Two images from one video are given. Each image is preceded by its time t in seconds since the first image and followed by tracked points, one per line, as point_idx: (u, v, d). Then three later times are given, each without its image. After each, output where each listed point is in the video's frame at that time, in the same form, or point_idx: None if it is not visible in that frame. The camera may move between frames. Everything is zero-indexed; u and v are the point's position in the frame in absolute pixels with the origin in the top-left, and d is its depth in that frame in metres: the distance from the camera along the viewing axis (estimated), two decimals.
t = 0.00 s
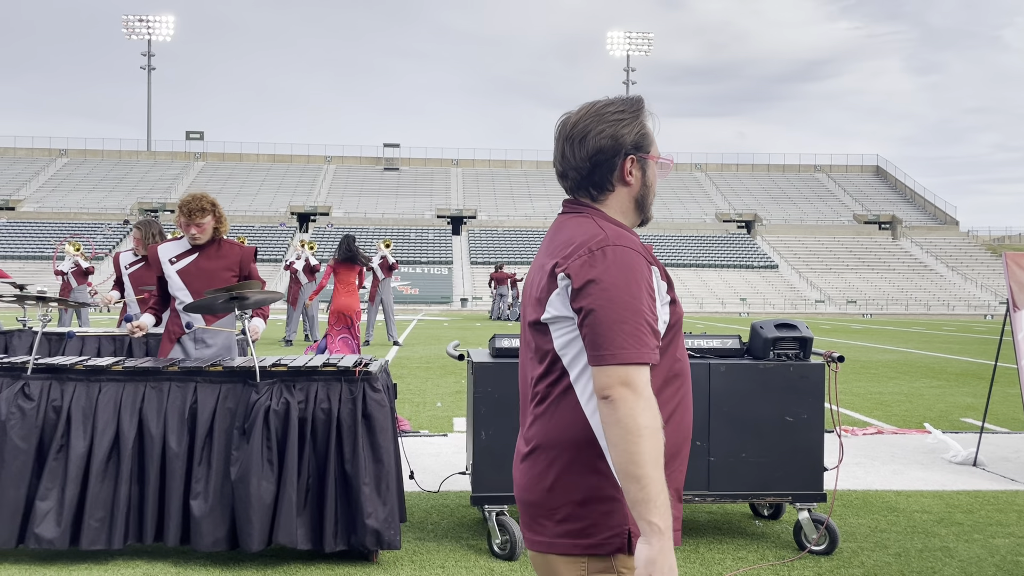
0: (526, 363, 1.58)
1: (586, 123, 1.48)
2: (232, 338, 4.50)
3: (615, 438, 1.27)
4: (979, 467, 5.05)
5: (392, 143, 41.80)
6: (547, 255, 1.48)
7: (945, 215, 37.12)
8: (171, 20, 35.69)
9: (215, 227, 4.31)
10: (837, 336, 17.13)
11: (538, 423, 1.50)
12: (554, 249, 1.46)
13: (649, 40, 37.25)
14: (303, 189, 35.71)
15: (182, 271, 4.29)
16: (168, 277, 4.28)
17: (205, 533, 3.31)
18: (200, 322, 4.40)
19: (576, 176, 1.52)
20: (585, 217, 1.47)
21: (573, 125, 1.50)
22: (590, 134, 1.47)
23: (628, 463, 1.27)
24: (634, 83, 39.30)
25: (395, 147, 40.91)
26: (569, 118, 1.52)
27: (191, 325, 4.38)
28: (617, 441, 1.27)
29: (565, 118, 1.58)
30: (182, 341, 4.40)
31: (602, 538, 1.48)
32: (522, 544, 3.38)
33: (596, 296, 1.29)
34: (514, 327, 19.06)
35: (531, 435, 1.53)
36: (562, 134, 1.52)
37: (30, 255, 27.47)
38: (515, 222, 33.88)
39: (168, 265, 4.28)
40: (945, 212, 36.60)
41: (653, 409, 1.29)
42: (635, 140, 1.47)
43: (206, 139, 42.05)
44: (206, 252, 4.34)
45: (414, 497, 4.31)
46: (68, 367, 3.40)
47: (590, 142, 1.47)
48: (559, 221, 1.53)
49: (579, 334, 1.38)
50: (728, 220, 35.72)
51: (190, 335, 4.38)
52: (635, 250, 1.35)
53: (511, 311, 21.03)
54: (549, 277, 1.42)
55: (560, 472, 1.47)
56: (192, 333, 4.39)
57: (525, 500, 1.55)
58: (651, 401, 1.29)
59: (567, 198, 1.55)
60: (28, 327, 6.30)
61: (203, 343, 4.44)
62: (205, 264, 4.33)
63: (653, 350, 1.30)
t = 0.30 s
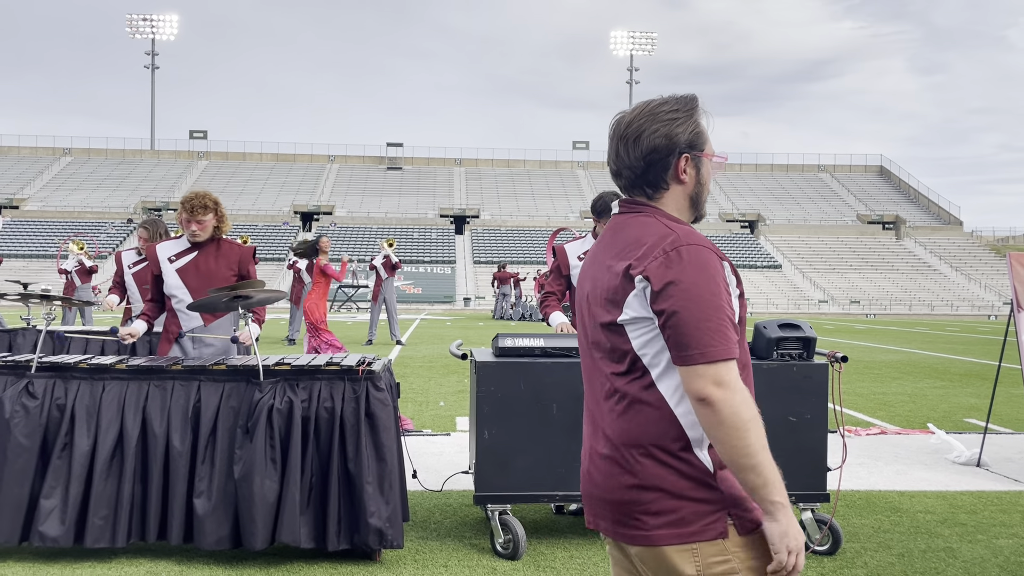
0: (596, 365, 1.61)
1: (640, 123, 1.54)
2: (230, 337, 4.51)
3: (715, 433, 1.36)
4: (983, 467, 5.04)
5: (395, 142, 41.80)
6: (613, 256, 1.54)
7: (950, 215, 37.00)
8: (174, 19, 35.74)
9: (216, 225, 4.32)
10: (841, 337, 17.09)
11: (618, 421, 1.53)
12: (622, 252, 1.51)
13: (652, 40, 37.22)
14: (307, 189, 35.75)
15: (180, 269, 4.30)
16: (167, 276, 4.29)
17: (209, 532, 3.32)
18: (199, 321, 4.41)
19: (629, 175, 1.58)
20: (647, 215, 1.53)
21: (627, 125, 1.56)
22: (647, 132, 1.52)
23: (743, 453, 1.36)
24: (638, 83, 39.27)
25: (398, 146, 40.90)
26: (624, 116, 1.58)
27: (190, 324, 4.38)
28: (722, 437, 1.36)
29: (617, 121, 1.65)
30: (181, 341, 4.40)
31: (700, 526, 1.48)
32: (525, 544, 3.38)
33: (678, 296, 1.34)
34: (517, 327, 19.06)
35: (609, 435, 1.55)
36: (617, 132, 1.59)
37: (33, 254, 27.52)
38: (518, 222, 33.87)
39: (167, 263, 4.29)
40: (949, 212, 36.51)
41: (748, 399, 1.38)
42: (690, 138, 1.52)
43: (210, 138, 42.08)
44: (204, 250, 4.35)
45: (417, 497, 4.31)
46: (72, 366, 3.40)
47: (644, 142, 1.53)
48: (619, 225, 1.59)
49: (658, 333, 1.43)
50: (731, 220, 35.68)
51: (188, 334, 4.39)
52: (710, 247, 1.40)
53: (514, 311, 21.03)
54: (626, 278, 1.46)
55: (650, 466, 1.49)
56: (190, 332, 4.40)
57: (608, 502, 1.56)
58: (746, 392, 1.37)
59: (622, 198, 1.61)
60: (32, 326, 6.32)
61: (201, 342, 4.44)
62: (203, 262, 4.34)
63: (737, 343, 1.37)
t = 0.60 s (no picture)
0: (693, 376, 1.54)
1: (731, 127, 1.54)
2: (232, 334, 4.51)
3: (849, 452, 1.37)
4: (987, 467, 5.03)
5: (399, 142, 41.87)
6: (725, 261, 1.48)
7: (954, 216, 36.95)
8: (178, 18, 35.84)
9: (213, 221, 4.31)
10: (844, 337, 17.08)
11: (732, 434, 1.47)
12: (737, 259, 1.47)
13: (655, 40, 37.25)
14: (310, 188, 35.79)
15: (184, 267, 4.31)
16: (170, 273, 4.30)
17: (212, 531, 3.32)
18: (203, 318, 4.41)
19: (721, 181, 1.57)
20: (750, 222, 1.51)
21: (714, 131, 1.56)
22: (739, 136, 1.53)
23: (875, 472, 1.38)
24: (641, 82, 39.22)
25: (401, 146, 40.97)
26: (710, 121, 1.59)
27: (194, 321, 4.39)
28: (859, 453, 1.37)
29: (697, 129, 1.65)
30: (185, 338, 4.42)
31: (816, 539, 1.47)
32: (528, 544, 3.38)
33: (824, 311, 1.35)
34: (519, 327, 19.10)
35: (720, 448, 1.49)
36: (703, 137, 1.59)
37: (37, 253, 27.65)
38: (521, 222, 33.89)
39: (170, 261, 4.30)
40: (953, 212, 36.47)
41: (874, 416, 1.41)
42: (782, 141, 1.53)
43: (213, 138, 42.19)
44: (207, 247, 4.35)
45: (421, 496, 4.32)
46: (76, 364, 3.41)
47: (735, 146, 1.53)
48: (717, 230, 1.53)
49: (790, 347, 1.41)
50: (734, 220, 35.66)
51: (193, 331, 4.40)
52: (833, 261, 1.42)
53: (517, 311, 21.05)
54: (756, 288, 1.42)
55: (773, 482, 1.45)
56: (195, 330, 4.40)
57: (716, 519, 1.50)
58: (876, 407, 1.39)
59: (711, 205, 1.59)
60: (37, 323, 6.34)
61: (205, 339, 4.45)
62: (206, 259, 4.34)
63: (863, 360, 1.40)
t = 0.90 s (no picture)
0: (832, 371, 1.43)
1: (843, 119, 1.50)
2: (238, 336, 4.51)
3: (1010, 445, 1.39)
4: (991, 469, 5.03)
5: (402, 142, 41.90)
6: (872, 252, 1.43)
7: (958, 217, 36.86)
8: (183, 17, 35.88)
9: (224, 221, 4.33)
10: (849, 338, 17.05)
11: (880, 434, 1.40)
12: (890, 250, 1.42)
13: (659, 40, 37.23)
14: (314, 187, 35.82)
15: (190, 268, 4.32)
16: (176, 275, 4.32)
17: (216, 530, 3.33)
18: (210, 320, 4.43)
19: (838, 173, 1.52)
20: (881, 214, 1.48)
21: (824, 123, 1.52)
22: (858, 126, 1.49)
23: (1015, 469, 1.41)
24: (645, 82, 39.16)
25: (405, 146, 41.00)
26: (815, 114, 1.54)
27: (201, 323, 4.41)
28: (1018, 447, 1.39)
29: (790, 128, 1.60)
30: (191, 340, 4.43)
31: (944, 536, 1.44)
32: (532, 544, 3.38)
33: (992, 307, 1.37)
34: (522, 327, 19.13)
35: (872, 443, 1.40)
36: (811, 132, 1.54)
37: (42, 251, 27.78)
38: (524, 222, 33.89)
39: (177, 263, 4.31)
40: (958, 213, 36.39)
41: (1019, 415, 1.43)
42: (894, 130, 1.51)
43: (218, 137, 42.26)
44: (213, 248, 4.35)
45: (424, 495, 4.33)
46: (80, 364, 3.42)
47: (855, 137, 1.50)
48: (853, 221, 1.47)
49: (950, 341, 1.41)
50: (738, 221, 35.62)
51: (198, 333, 4.41)
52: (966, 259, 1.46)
53: (520, 311, 21.07)
54: (924, 281, 1.39)
55: (920, 480, 1.41)
56: (201, 331, 4.42)
57: (864, 520, 1.40)
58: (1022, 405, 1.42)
59: (829, 195, 1.53)
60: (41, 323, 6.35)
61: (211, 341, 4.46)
62: (213, 260, 4.34)
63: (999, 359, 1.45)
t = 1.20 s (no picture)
0: (917, 372, 1.43)
1: (913, 120, 1.49)
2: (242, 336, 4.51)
3: None
4: (995, 470, 5.02)
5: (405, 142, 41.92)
6: (950, 252, 1.43)
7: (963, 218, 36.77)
8: (186, 17, 35.88)
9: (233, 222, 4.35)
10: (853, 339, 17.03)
11: (956, 433, 1.43)
12: (967, 250, 1.44)
13: (662, 40, 37.20)
14: (317, 187, 35.86)
15: (197, 267, 4.32)
16: (182, 273, 4.32)
17: (219, 530, 3.34)
18: (214, 319, 4.44)
19: (909, 171, 1.51)
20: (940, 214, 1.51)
21: (900, 120, 1.49)
22: (928, 122, 1.50)
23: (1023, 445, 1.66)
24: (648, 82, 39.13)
25: (408, 146, 41.01)
26: (883, 113, 1.50)
27: (205, 322, 4.41)
28: None
29: (851, 125, 1.53)
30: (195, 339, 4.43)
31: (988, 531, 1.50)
32: (535, 544, 3.38)
33: None
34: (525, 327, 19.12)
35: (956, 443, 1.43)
36: (885, 130, 1.50)
37: (46, 251, 27.83)
38: (527, 222, 33.89)
39: (183, 261, 4.32)
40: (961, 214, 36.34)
41: None
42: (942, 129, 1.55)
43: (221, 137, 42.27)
44: (220, 248, 4.35)
45: (427, 495, 4.33)
46: (84, 363, 3.43)
47: (926, 138, 1.50)
48: (927, 220, 1.46)
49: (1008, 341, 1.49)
50: (741, 221, 35.59)
51: (203, 332, 4.42)
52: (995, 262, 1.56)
53: (523, 311, 21.08)
54: (998, 282, 1.44)
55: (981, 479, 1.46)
56: (205, 330, 4.42)
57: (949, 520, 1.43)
58: None
59: (895, 192, 1.50)
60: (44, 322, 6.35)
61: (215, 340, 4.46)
62: (219, 260, 4.35)
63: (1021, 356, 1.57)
